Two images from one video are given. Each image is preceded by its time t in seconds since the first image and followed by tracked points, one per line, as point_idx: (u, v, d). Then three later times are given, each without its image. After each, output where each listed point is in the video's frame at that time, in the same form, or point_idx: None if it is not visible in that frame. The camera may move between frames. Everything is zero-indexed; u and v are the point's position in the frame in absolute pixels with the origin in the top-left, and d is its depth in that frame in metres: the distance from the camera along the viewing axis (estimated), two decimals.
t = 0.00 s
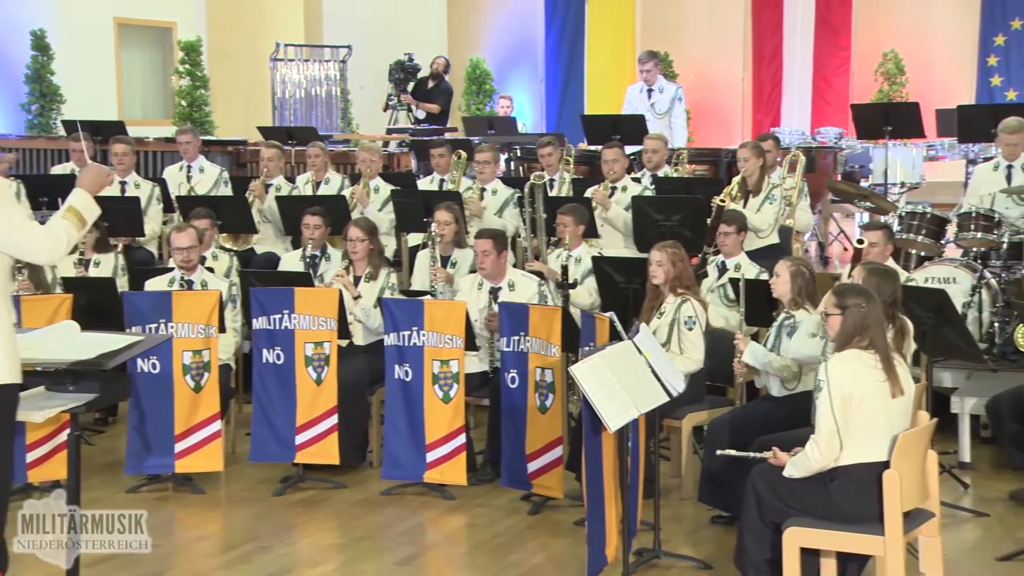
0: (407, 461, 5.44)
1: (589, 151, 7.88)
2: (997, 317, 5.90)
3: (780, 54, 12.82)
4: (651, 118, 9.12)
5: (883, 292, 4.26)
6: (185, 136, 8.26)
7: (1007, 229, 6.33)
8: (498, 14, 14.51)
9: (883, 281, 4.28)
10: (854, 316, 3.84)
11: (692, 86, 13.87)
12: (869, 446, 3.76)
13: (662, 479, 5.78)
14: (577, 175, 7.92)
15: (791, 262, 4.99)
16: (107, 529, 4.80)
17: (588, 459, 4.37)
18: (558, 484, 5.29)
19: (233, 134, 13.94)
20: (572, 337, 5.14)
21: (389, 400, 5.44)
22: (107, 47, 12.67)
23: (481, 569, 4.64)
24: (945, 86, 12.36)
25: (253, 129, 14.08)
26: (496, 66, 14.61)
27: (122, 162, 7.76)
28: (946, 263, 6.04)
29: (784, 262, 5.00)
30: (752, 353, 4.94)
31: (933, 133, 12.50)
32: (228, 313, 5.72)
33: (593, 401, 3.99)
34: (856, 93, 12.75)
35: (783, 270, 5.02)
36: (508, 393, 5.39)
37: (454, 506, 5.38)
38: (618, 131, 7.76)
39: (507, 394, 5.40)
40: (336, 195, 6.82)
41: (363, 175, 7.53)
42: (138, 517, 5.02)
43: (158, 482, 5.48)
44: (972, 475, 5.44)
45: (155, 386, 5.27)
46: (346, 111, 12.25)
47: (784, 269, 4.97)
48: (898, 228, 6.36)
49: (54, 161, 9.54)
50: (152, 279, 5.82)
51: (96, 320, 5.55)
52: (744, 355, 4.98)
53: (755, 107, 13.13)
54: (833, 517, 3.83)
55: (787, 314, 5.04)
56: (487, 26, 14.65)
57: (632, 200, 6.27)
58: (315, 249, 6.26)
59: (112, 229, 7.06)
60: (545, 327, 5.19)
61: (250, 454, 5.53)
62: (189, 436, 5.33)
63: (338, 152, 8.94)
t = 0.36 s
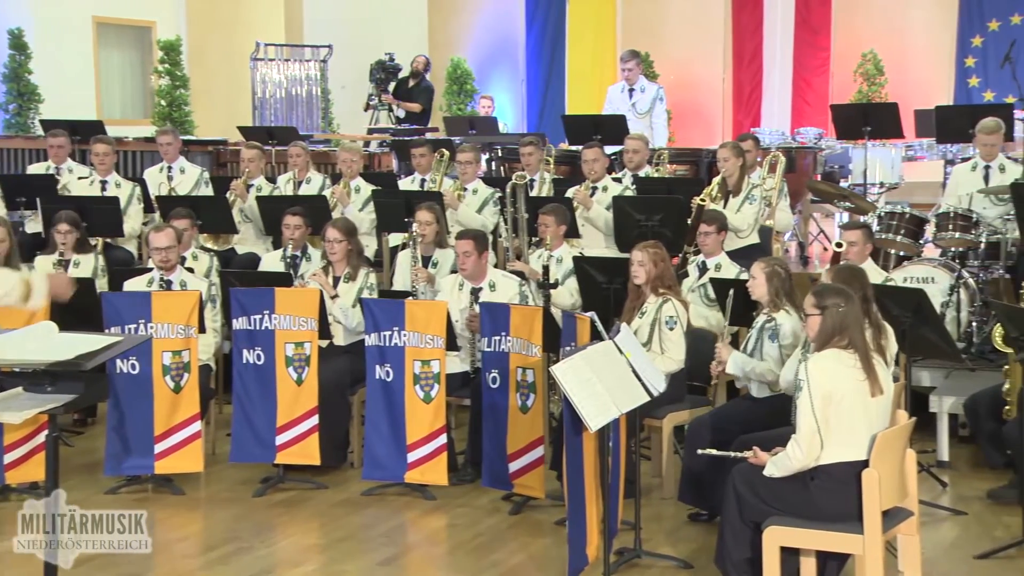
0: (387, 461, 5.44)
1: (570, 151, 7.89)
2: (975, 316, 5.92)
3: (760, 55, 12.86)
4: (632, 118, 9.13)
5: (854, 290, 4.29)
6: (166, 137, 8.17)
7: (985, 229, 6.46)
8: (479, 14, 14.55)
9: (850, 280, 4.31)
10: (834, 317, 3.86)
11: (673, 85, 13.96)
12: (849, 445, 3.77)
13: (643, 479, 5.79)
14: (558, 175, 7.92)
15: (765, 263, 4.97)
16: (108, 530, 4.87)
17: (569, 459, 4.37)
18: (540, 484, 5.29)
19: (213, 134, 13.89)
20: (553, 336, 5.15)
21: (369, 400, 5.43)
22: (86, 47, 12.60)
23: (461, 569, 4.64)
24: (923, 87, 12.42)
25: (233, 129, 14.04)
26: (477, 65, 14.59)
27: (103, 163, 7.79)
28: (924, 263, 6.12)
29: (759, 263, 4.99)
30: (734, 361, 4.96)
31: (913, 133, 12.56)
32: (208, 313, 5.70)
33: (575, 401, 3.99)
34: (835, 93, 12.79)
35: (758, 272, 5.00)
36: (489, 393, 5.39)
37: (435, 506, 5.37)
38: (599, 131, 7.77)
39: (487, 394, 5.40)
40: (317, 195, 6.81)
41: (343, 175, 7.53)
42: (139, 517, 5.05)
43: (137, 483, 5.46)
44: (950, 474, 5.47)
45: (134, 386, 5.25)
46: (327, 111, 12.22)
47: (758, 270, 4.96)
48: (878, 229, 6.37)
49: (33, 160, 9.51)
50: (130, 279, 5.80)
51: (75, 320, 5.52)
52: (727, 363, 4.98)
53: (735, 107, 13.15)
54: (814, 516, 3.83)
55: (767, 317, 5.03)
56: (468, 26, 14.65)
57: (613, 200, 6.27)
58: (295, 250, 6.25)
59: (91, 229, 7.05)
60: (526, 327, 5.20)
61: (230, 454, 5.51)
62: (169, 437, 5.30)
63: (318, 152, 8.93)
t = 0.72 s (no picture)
0: (367, 461, 5.43)
1: (549, 151, 7.90)
2: (952, 315, 5.99)
3: (739, 55, 12.91)
4: (611, 118, 9.15)
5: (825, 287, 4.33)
6: (144, 137, 8.18)
7: (961, 229, 6.49)
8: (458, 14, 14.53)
9: (822, 279, 4.34)
10: (813, 315, 3.86)
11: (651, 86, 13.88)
12: (827, 444, 3.79)
13: (622, 478, 5.81)
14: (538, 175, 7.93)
15: (739, 263, 5.00)
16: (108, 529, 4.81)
17: (548, 458, 4.37)
18: (519, 484, 5.29)
19: (191, 134, 13.83)
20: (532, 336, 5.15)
21: (349, 400, 5.41)
22: (62, 46, 12.51)
23: (441, 569, 4.63)
24: (901, 87, 12.48)
25: (211, 128, 13.99)
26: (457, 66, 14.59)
27: (80, 163, 7.77)
28: (901, 263, 6.18)
29: (734, 263, 5.01)
30: (715, 379, 4.96)
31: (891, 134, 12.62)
32: (186, 314, 5.68)
33: (554, 401, 3.98)
34: (813, 93, 12.83)
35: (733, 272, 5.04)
36: (468, 393, 5.38)
37: (414, 507, 5.37)
38: (579, 131, 7.79)
39: (467, 394, 5.39)
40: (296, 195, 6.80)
41: (322, 175, 7.52)
42: (139, 517, 4.99)
43: (114, 484, 5.44)
44: (927, 473, 5.50)
45: (111, 387, 5.22)
46: (305, 111, 12.20)
47: (734, 270, 4.99)
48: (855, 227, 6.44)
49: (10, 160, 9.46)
50: (108, 279, 5.78)
51: (51, 320, 5.49)
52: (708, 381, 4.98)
53: (714, 107, 13.18)
54: (792, 514, 3.84)
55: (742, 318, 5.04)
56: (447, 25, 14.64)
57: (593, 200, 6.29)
58: (274, 250, 6.24)
59: (68, 228, 7.04)
60: (505, 327, 5.20)
61: (209, 455, 5.49)
62: (147, 437, 5.28)
63: (297, 151, 8.92)
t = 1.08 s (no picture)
0: (345, 462, 5.41)
1: (527, 151, 7.90)
2: (927, 315, 6.01)
3: (716, 56, 12.99)
4: (590, 118, 9.16)
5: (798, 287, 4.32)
6: (121, 137, 8.15)
7: (937, 229, 6.53)
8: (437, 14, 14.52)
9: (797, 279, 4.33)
10: (790, 314, 3.87)
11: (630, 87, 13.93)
12: (803, 443, 3.80)
13: (600, 478, 5.82)
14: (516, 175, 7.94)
15: (712, 264, 5.04)
16: (108, 530, 4.93)
17: (526, 459, 4.37)
18: (497, 484, 5.29)
19: (169, 134, 13.76)
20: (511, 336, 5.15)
21: (327, 400, 5.39)
22: (37, 45, 12.38)
23: (419, 570, 4.62)
24: (879, 87, 12.54)
25: (188, 128, 13.92)
26: (435, 65, 14.58)
27: (55, 163, 7.71)
28: (877, 263, 6.15)
29: (706, 265, 5.04)
30: (690, 385, 5.01)
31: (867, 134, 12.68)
32: (163, 314, 5.67)
33: (534, 401, 3.97)
34: (790, 92, 12.89)
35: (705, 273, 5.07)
36: (447, 393, 5.36)
37: (393, 507, 5.37)
38: (557, 131, 7.80)
39: (446, 394, 5.38)
40: (274, 195, 6.79)
41: (301, 176, 7.50)
42: (139, 517, 5.09)
43: (90, 486, 5.41)
44: (903, 472, 5.53)
45: (87, 387, 5.19)
46: (283, 111, 12.18)
47: (706, 271, 5.02)
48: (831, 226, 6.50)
49: None
50: (84, 279, 5.76)
51: (26, 320, 5.45)
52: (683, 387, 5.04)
53: (693, 107, 13.20)
54: (769, 513, 3.84)
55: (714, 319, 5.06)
56: (426, 26, 14.62)
57: (570, 200, 6.29)
58: (252, 250, 6.22)
59: (44, 229, 7.02)
60: (484, 327, 5.19)
61: (186, 457, 5.47)
62: (124, 438, 5.26)
63: (275, 152, 8.90)
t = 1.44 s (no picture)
0: (322, 462, 5.39)
1: (505, 151, 7.92)
2: (902, 314, 6.05)
3: (693, 56, 13.09)
4: (567, 118, 9.17)
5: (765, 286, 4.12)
6: (96, 137, 8.13)
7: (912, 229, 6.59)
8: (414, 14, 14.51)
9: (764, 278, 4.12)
10: (765, 313, 3.88)
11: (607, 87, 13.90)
12: (779, 442, 3.81)
13: (577, 478, 5.83)
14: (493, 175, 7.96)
15: (682, 267, 4.98)
16: (108, 530, 4.92)
17: (503, 459, 4.36)
18: (475, 484, 5.29)
19: (144, 134, 13.69)
20: (488, 336, 5.15)
21: (304, 400, 5.38)
22: (11, 44, 12.28)
23: (396, 570, 4.61)
24: (854, 89, 12.63)
25: (164, 127, 13.86)
26: (412, 65, 14.56)
27: (29, 162, 7.68)
28: (853, 263, 6.19)
29: (676, 270, 5.00)
30: (662, 377, 4.95)
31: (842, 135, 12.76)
32: (138, 315, 5.64)
33: (509, 401, 3.98)
34: (767, 93, 12.95)
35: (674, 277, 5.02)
36: (424, 393, 5.36)
37: (370, 507, 5.35)
38: (535, 131, 7.81)
39: (422, 394, 5.37)
40: (250, 195, 6.78)
41: (278, 176, 7.48)
42: (139, 517, 5.06)
43: (64, 488, 5.37)
44: (878, 470, 5.56)
45: (62, 388, 5.16)
46: (259, 110, 12.15)
47: (676, 275, 4.99)
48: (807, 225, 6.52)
49: None
50: (59, 279, 5.72)
51: None
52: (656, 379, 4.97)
53: (669, 106, 13.27)
54: (745, 512, 3.85)
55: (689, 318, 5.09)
56: (403, 26, 14.59)
57: (547, 200, 6.29)
58: (228, 250, 6.19)
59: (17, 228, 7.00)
60: (461, 327, 5.18)
61: (162, 458, 5.44)
62: (98, 439, 5.22)
63: (251, 151, 8.87)
